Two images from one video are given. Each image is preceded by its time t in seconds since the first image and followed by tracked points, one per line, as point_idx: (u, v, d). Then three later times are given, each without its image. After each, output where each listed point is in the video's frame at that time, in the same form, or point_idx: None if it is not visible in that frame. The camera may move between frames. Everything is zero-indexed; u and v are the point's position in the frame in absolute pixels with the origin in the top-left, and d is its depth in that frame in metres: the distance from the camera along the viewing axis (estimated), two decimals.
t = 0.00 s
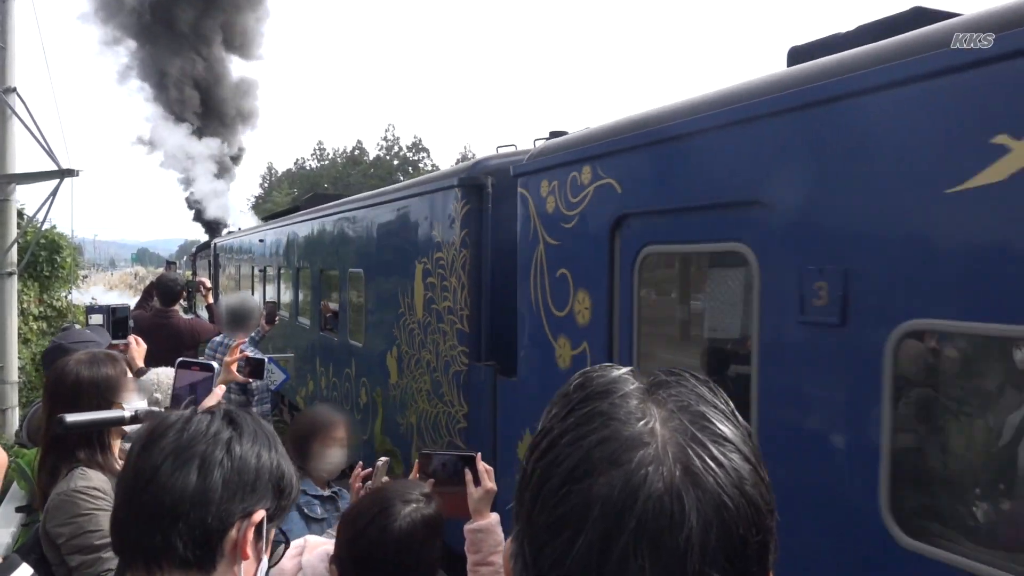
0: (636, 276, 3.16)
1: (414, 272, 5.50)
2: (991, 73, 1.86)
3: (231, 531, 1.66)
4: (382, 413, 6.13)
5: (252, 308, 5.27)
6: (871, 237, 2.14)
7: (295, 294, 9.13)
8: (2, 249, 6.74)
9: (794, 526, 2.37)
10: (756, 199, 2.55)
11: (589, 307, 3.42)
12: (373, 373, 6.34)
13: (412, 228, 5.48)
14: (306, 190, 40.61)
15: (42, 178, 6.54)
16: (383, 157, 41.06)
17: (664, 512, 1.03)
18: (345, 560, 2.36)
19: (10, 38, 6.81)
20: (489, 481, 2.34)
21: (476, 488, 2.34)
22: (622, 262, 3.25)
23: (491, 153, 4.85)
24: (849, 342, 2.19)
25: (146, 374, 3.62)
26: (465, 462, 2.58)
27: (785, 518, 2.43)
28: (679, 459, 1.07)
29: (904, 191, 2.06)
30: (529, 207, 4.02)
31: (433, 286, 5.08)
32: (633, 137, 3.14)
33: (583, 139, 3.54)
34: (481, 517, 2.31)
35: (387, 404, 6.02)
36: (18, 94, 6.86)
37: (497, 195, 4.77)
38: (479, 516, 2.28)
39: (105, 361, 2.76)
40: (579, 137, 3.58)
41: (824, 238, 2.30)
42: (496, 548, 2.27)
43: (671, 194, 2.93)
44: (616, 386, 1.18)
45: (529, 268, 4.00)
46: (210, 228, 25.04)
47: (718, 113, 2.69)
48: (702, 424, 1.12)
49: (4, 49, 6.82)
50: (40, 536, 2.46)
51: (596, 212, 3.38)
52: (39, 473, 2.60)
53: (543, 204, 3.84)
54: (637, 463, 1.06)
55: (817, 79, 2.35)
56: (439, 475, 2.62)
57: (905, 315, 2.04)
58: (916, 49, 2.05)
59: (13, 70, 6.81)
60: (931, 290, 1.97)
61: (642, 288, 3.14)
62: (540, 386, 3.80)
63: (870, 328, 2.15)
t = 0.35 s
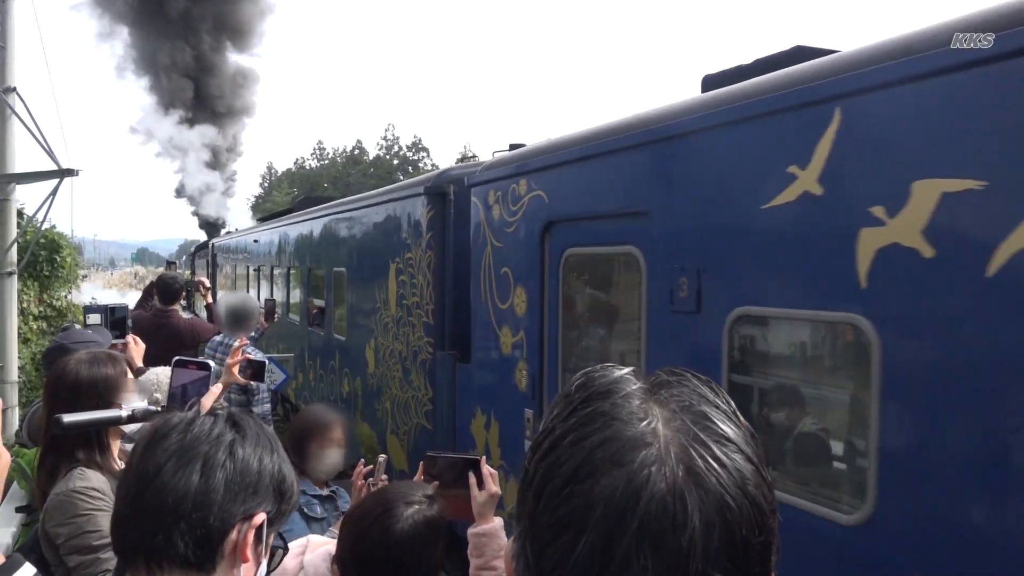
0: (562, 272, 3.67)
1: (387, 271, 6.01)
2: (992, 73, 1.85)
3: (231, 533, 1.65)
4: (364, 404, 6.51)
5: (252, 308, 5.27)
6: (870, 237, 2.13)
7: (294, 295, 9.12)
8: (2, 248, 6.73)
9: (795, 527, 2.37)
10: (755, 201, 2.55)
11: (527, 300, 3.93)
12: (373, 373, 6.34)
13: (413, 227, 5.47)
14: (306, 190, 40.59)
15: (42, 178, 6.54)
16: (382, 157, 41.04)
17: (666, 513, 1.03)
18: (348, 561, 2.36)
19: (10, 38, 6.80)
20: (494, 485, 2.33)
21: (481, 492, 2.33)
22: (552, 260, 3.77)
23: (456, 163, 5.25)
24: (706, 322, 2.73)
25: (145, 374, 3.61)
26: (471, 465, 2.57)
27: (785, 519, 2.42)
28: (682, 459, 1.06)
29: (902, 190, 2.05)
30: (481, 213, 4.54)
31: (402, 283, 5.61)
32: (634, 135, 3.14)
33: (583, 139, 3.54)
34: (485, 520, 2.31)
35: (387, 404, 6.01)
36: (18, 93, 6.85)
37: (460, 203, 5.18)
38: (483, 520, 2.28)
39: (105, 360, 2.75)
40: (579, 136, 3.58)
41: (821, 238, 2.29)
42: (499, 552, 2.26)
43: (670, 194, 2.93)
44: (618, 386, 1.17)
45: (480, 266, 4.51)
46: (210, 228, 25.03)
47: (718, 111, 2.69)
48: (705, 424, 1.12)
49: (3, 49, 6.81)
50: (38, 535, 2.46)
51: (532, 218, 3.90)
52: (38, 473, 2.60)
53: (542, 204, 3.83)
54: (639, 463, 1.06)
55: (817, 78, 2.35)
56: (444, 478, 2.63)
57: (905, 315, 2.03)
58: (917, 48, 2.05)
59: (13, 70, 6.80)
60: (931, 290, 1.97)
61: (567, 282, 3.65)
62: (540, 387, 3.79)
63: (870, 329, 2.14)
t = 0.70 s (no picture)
0: (506, 273, 4.22)
1: (366, 272, 6.54)
2: (991, 74, 1.86)
3: (231, 535, 1.65)
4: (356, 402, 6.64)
5: (251, 308, 5.28)
6: (869, 236, 2.14)
7: (293, 295, 9.12)
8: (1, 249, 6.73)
9: (792, 529, 2.37)
10: (753, 201, 2.56)
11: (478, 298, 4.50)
12: (372, 374, 6.35)
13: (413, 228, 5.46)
14: (306, 190, 40.62)
15: (41, 178, 6.54)
16: (382, 157, 41.03)
17: (663, 514, 1.03)
18: (342, 562, 2.36)
19: (10, 38, 6.81)
20: (489, 485, 2.33)
21: (476, 492, 2.34)
22: (499, 264, 4.31)
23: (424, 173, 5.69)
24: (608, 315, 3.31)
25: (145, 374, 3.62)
26: (466, 465, 2.58)
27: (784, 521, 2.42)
28: (678, 460, 1.07)
29: (901, 190, 2.05)
30: (443, 221, 5.05)
31: (376, 283, 6.14)
32: (634, 135, 3.14)
33: (583, 140, 3.55)
34: (480, 520, 2.32)
35: (388, 405, 6.02)
36: (18, 94, 6.85)
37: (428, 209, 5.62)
38: (479, 521, 2.28)
39: (105, 360, 2.76)
40: (578, 136, 3.59)
41: (820, 238, 2.29)
42: (495, 552, 2.27)
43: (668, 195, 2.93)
44: (615, 387, 1.18)
45: (442, 269, 5.04)
46: (209, 229, 25.04)
47: (718, 111, 2.70)
48: (702, 425, 1.13)
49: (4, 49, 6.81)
50: (39, 535, 2.46)
51: (482, 227, 4.44)
52: (38, 473, 2.60)
53: (541, 205, 3.84)
54: (636, 464, 1.06)
55: (817, 78, 2.35)
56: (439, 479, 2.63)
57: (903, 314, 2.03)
58: (916, 48, 2.05)
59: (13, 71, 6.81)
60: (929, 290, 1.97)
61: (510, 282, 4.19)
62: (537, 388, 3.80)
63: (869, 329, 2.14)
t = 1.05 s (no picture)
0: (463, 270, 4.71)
1: (350, 269, 7.02)
2: (990, 73, 1.85)
3: (229, 535, 1.65)
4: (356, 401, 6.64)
5: (252, 308, 5.28)
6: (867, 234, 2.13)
7: (294, 295, 9.12)
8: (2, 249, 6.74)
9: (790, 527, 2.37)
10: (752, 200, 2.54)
11: (440, 293, 5.00)
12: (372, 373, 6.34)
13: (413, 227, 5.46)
14: (307, 189, 40.62)
15: (42, 178, 6.54)
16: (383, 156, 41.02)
17: (659, 513, 1.03)
18: (329, 562, 2.36)
19: (11, 38, 6.81)
20: (478, 482, 2.34)
21: (466, 490, 2.34)
22: (458, 261, 4.79)
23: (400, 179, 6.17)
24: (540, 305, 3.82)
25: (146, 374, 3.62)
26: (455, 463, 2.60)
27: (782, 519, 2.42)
28: (673, 460, 1.07)
29: (900, 189, 2.05)
30: (413, 222, 5.52)
31: (358, 279, 6.61)
32: (633, 134, 3.14)
33: (581, 139, 3.55)
34: (471, 517, 2.32)
35: (388, 404, 6.02)
36: (18, 93, 6.85)
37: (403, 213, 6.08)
38: (469, 517, 2.29)
39: (106, 360, 2.76)
40: (577, 135, 3.59)
41: (819, 236, 2.28)
42: (486, 549, 2.28)
43: (666, 193, 2.93)
44: (611, 387, 1.18)
45: (412, 266, 5.53)
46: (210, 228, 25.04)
47: (716, 109, 2.70)
48: (697, 425, 1.13)
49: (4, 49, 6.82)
50: (40, 534, 2.47)
51: (444, 229, 4.94)
52: (39, 472, 2.61)
53: (539, 204, 3.84)
54: (631, 464, 1.06)
55: (817, 76, 2.34)
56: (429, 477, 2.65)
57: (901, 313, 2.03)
58: (916, 46, 2.04)
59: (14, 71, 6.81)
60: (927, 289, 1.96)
61: (467, 277, 4.68)
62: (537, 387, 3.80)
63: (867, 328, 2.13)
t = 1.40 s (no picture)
0: (429, 269, 5.16)
1: (334, 268, 7.39)
2: (990, 72, 1.86)
3: (227, 533, 1.65)
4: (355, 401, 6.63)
5: (251, 307, 5.28)
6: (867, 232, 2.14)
7: (292, 295, 9.11)
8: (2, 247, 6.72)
9: (789, 527, 2.36)
10: (750, 199, 2.55)
11: (409, 289, 5.44)
12: (371, 374, 6.33)
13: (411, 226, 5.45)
14: (306, 189, 40.63)
15: (42, 177, 6.54)
16: (382, 156, 41.01)
17: (659, 512, 1.03)
18: (321, 562, 2.34)
19: (10, 37, 6.80)
20: (469, 480, 2.33)
21: (456, 488, 2.33)
22: (424, 260, 5.24)
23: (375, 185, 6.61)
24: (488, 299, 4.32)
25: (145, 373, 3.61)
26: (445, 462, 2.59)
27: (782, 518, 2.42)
28: (674, 459, 1.07)
29: (900, 186, 2.05)
30: (387, 225, 5.95)
31: (340, 277, 7.02)
32: (632, 133, 3.13)
33: (581, 137, 3.54)
34: (461, 516, 2.32)
35: (386, 403, 6.02)
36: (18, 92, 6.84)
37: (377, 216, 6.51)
38: (460, 516, 2.28)
39: (106, 359, 2.76)
40: (576, 134, 3.59)
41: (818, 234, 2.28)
42: (477, 547, 2.28)
43: (665, 192, 2.93)
44: (611, 386, 1.17)
45: (384, 266, 5.99)
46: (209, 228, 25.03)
47: (715, 108, 2.70)
48: (697, 423, 1.12)
49: (4, 47, 6.81)
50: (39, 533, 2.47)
51: (412, 231, 5.39)
52: (39, 471, 2.60)
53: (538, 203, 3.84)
54: (632, 463, 1.06)
55: (816, 74, 2.34)
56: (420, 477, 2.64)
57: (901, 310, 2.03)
58: (916, 44, 2.04)
59: (13, 70, 6.79)
60: (928, 287, 1.97)
61: (432, 275, 5.14)
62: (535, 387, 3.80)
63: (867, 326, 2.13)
